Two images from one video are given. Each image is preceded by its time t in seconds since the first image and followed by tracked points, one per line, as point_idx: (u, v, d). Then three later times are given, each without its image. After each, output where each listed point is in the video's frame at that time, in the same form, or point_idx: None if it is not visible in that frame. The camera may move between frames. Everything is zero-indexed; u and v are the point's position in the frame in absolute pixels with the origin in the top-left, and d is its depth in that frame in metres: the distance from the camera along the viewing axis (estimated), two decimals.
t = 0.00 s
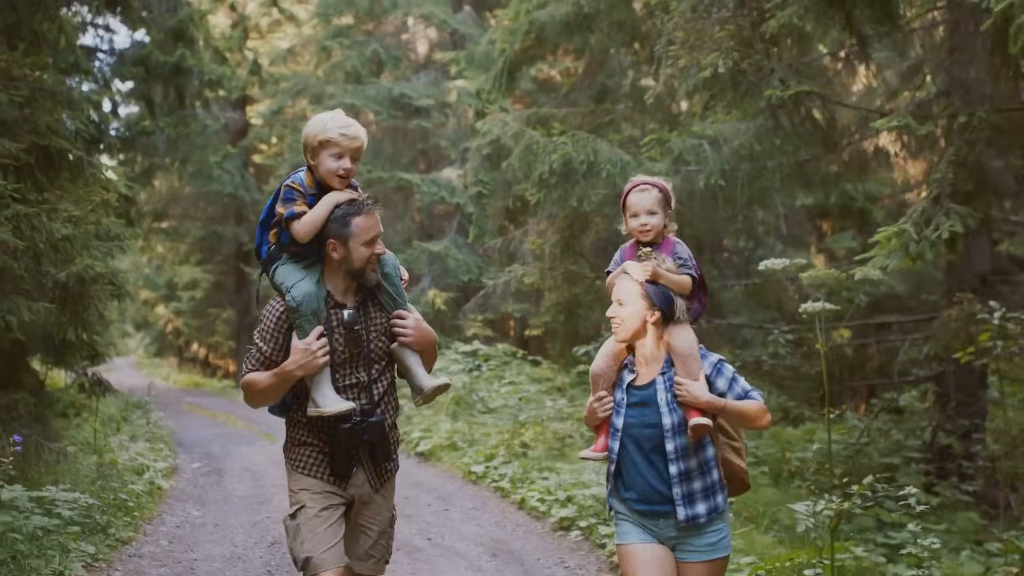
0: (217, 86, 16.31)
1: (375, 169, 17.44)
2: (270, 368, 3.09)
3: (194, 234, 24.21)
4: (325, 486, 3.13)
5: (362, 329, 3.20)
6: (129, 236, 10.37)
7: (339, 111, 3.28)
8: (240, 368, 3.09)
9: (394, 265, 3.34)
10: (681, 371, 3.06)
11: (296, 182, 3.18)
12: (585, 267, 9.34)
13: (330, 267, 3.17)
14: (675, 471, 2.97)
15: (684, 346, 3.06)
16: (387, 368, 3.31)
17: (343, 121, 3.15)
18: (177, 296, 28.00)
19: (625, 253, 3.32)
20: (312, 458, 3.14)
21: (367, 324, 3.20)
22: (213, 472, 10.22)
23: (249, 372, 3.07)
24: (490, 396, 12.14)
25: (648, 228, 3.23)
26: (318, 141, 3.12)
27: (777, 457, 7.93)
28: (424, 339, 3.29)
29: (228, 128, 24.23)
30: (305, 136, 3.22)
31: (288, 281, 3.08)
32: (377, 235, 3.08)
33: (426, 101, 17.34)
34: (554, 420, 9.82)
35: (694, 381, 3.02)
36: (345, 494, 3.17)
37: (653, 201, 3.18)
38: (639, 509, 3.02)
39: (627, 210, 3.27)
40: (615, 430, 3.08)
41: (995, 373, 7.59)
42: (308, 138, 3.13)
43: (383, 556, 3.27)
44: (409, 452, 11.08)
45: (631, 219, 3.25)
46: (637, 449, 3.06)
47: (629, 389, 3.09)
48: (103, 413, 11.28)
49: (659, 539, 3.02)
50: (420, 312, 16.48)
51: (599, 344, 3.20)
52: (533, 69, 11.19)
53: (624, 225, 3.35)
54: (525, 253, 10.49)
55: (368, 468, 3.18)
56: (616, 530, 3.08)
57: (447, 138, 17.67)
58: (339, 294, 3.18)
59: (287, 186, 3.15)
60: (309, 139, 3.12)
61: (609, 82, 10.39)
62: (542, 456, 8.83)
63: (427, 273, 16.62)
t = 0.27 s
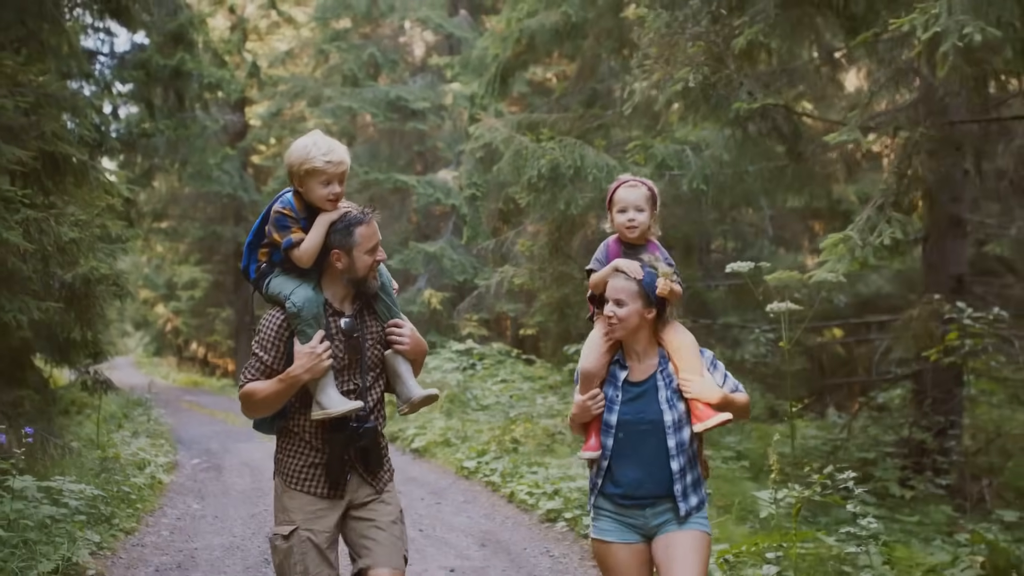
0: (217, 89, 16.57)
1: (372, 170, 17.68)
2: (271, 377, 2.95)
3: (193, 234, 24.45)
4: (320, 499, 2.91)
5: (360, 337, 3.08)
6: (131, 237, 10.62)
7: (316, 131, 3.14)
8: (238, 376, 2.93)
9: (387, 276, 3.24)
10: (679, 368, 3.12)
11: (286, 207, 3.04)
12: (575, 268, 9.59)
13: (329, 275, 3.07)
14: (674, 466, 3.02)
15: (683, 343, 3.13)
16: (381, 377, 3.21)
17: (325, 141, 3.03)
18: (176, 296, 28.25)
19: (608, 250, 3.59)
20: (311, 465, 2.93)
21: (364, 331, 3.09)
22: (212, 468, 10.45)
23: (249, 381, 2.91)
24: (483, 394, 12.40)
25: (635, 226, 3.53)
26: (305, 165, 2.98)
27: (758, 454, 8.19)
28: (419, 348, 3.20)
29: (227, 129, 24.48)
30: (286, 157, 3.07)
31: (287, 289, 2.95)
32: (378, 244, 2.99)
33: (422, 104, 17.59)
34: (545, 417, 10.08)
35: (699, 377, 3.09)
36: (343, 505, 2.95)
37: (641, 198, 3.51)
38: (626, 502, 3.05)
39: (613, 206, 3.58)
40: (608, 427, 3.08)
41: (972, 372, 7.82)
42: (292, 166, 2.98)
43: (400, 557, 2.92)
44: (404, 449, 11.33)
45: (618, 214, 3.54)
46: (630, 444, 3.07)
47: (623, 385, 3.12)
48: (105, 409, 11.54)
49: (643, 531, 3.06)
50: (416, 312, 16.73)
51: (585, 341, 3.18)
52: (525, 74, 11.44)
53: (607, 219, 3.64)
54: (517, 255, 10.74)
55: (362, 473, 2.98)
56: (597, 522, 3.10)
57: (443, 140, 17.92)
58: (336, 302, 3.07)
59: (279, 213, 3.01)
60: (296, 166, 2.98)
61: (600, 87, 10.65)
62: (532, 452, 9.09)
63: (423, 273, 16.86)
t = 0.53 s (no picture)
0: (218, 92, 16.82)
1: (372, 173, 17.92)
2: (276, 361, 3.17)
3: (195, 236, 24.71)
4: (330, 488, 3.23)
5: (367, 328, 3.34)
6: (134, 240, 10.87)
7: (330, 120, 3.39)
8: (239, 360, 3.12)
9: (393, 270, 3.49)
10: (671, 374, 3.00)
11: (302, 192, 3.28)
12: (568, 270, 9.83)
13: (338, 268, 3.30)
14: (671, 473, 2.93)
15: (675, 351, 3.00)
16: (385, 366, 3.46)
17: (341, 132, 3.27)
18: (178, 296, 28.48)
19: (604, 252, 3.64)
20: (318, 455, 3.23)
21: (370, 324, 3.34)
22: (214, 465, 10.71)
23: (250, 365, 3.10)
24: (480, 393, 12.64)
25: (631, 234, 3.55)
26: (323, 154, 3.22)
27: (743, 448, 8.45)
28: (423, 340, 3.44)
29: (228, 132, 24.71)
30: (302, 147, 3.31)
31: (301, 280, 3.19)
32: (386, 237, 3.24)
33: (421, 107, 17.82)
34: (539, 414, 10.32)
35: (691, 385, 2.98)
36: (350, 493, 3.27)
37: (637, 205, 3.53)
38: (612, 509, 2.94)
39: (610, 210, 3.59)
40: (596, 431, 2.95)
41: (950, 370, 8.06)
42: (309, 154, 3.22)
43: (385, 547, 3.19)
44: (401, 446, 11.57)
45: (615, 220, 3.57)
46: (618, 451, 2.95)
47: (612, 390, 2.98)
48: (109, 407, 11.80)
49: (629, 537, 2.95)
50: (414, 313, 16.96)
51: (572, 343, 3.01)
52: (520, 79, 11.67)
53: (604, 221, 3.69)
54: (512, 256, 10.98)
55: (370, 462, 3.27)
56: (581, 528, 2.98)
57: (441, 142, 18.16)
58: (345, 295, 3.31)
59: (296, 199, 3.24)
60: (313, 155, 3.22)
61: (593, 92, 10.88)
62: (525, 448, 9.34)
63: (422, 273, 17.09)
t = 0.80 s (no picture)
0: (217, 96, 17.03)
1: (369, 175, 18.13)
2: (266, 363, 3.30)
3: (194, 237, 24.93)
4: (325, 478, 3.29)
5: (359, 333, 3.39)
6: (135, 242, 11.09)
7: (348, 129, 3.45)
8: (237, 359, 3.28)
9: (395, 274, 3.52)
10: (639, 358, 3.25)
11: (302, 197, 3.38)
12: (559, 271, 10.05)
13: (333, 272, 3.36)
14: (638, 454, 3.16)
15: (647, 333, 3.24)
16: (380, 371, 3.50)
17: (351, 141, 3.33)
18: (178, 297, 28.71)
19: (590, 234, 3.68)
20: (310, 451, 3.30)
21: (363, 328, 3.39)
22: (213, 462, 10.93)
23: (245, 364, 3.26)
24: (474, 392, 12.86)
25: (618, 223, 3.58)
26: (328, 162, 3.30)
27: (728, 445, 8.68)
28: (416, 347, 3.44)
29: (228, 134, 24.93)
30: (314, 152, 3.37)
31: (288, 282, 3.27)
32: (380, 245, 3.28)
33: (417, 110, 18.03)
34: (531, 412, 10.54)
35: (658, 366, 3.24)
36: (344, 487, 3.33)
37: (627, 195, 3.53)
38: (587, 485, 3.18)
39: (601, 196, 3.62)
40: (570, 413, 3.21)
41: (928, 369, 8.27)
42: (317, 160, 3.31)
43: (392, 547, 3.40)
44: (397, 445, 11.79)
45: (604, 207, 3.59)
46: (591, 429, 3.20)
47: (586, 372, 3.21)
48: (110, 406, 12.02)
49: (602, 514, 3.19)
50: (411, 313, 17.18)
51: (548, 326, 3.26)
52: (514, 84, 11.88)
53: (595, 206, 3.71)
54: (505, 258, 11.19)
55: (364, 462, 3.34)
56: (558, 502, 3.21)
57: (437, 144, 18.40)
58: (337, 298, 3.37)
59: (294, 203, 3.34)
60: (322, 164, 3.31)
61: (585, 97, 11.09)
62: (517, 445, 9.56)
63: (419, 274, 17.30)
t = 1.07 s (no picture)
0: (217, 100, 17.30)
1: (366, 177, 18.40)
2: (259, 358, 3.38)
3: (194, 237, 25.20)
4: (311, 482, 3.36)
5: (352, 335, 3.42)
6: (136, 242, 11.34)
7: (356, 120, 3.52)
8: (234, 356, 3.39)
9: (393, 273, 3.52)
10: (634, 366, 3.36)
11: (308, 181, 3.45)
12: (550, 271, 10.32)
13: (326, 271, 3.40)
14: (623, 463, 3.26)
15: (639, 343, 3.36)
16: (376, 372, 3.52)
17: (355, 131, 3.39)
18: (178, 297, 28.98)
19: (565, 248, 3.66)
20: (298, 457, 3.37)
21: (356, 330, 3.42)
22: (213, 460, 11.16)
23: (241, 362, 3.37)
24: (468, 391, 13.14)
25: (592, 228, 3.55)
26: (330, 147, 3.37)
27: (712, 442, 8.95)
28: (411, 347, 3.47)
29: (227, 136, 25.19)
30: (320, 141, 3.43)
31: (284, 279, 3.32)
32: (372, 244, 3.31)
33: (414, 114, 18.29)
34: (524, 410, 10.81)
35: (652, 377, 3.35)
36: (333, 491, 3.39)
37: (597, 201, 3.52)
38: (572, 493, 3.29)
39: (573, 205, 3.60)
40: (557, 421, 3.31)
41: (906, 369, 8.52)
42: (320, 146, 3.38)
43: (387, 550, 3.44)
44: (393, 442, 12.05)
45: (577, 214, 3.58)
46: (577, 437, 3.30)
47: (578, 381, 3.34)
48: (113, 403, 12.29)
49: (586, 524, 3.29)
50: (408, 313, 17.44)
51: (542, 333, 3.39)
52: (508, 90, 12.16)
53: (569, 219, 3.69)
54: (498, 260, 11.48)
55: (351, 465, 3.39)
56: (542, 511, 3.32)
57: (433, 147, 18.65)
58: (331, 298, 3.40)
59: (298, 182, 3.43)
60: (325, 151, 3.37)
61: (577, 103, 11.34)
62: (509, 442, 9.84)
63: (415, 276, 17.56)
